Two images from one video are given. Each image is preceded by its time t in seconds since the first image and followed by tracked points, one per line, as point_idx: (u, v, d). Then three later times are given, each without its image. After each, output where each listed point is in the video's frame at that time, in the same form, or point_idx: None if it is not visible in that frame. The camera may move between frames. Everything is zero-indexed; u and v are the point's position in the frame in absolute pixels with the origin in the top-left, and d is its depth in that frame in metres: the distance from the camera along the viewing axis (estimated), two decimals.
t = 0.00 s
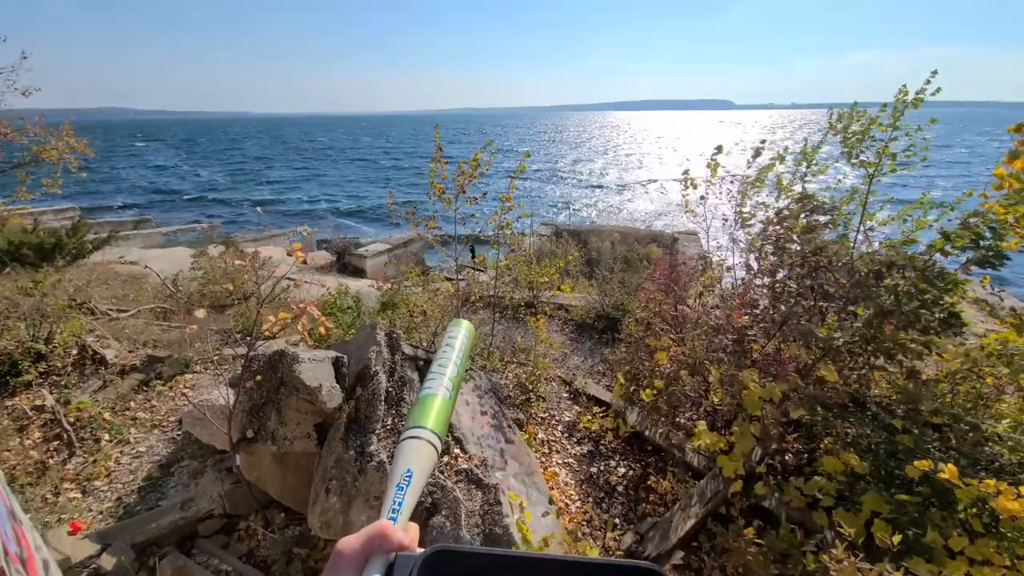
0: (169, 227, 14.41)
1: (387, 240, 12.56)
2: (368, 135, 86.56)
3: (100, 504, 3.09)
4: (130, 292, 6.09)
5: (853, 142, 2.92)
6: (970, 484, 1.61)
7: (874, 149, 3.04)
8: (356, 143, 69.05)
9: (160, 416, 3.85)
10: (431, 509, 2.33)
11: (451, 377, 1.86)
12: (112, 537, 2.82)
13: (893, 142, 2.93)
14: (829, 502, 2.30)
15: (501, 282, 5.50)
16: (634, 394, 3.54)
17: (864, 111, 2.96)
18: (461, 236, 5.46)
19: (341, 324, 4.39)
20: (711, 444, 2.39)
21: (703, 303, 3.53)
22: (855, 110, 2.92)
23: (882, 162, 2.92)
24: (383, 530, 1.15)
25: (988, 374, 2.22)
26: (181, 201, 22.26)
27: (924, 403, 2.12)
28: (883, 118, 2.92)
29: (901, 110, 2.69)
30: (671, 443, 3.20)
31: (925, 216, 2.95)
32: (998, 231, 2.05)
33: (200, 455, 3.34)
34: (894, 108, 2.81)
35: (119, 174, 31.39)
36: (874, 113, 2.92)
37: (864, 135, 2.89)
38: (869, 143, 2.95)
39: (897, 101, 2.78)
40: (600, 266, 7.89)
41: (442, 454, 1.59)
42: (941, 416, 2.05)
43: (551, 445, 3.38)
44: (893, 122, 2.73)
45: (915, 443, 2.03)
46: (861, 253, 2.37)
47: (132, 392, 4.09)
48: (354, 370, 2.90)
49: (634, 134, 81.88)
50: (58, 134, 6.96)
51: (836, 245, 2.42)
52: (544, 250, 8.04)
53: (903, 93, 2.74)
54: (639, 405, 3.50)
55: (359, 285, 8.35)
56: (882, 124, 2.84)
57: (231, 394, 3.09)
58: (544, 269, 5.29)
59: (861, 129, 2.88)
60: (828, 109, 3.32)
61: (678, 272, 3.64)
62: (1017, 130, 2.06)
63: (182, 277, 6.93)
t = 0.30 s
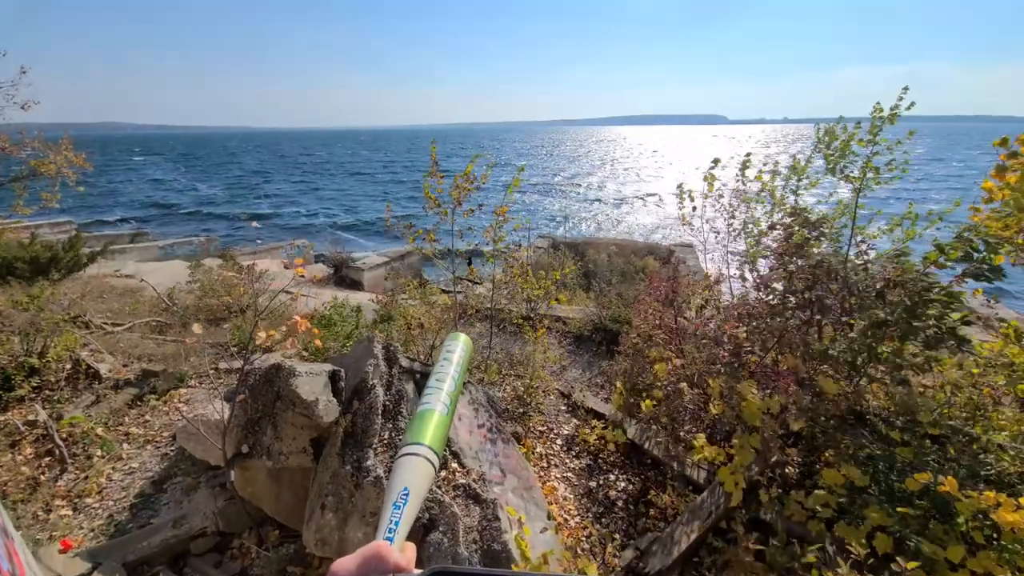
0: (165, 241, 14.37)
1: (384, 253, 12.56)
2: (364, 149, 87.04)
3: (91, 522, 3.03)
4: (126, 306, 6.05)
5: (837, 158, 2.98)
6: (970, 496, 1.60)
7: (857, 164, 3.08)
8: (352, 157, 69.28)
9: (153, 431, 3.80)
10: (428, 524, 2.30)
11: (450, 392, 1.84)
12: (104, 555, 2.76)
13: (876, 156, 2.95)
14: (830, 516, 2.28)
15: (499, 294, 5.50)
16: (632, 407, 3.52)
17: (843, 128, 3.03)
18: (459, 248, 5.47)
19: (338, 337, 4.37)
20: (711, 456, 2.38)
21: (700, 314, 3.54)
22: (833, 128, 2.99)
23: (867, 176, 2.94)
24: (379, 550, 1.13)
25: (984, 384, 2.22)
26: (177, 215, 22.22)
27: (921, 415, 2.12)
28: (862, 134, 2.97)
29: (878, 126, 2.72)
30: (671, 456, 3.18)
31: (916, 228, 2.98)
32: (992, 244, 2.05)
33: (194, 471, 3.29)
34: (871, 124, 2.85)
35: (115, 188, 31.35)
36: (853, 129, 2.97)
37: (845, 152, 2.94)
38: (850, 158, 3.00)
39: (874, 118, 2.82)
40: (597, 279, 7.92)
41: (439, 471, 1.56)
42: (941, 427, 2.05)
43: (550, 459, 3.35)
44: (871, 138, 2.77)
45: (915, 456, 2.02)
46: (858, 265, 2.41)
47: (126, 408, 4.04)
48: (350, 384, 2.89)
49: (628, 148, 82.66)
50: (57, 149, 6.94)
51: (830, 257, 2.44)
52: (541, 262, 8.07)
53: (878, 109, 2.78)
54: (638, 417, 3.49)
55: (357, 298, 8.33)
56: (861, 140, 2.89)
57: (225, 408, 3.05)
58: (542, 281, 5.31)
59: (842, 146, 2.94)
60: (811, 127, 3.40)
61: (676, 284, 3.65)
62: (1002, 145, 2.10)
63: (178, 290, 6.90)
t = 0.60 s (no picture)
0: (159, 253, 14.30)
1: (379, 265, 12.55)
2: (359, 162, 87.29)
3: (80, 540, 2.97)
4: (118, 319, 6.00)
5: (827, 170, 3.02)
6: (968, 506, 1.60)
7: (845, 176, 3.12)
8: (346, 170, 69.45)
9: (145, 446, 3.74)
10: (424, 540, 2.27)
11: (446, 405, 1.83)
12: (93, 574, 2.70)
13: (863, 169, 2.99)
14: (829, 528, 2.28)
15: (495, 306, 5.50)
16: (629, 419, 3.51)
17: (830, 141, 3.06)
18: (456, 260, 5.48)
19: (334, 350, 4.34)
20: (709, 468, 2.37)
21: (696, 326, 3.56)
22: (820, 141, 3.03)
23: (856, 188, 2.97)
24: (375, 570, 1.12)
25: (978, 392, 2.23)
26: (171, 228, 22.15)
27: (917, 425, 2.12)
28: (849, 148, 3.02)
29: (864, 140, 2.76)
30: (668, 468, 3.16)
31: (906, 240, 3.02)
32: (983, 254, 2.07)
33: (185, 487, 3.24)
34: (857, 138, 2.89)
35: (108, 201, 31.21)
36: (839, 142, 3.02)
37: (834, 165, 2.98)
38: (839, 171, 3.04)
39: (859, 131, 2.86)
40: (593, 290, 7.94)
41: (435, 488, 1.56)
42: (937, 437, 2.05)
43: (547, 473, 3.33)
44: (859, 152, 2.81)
45: (912, 466, 2.02)
46: (852, 275, 2.45)
47: (117, 423, 3.98)
48: (346, 397, 2.87)
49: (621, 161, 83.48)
50: (52, 162, 6.90)
51: (824, 268, 2.47)
52: (537, 274, 8.09)
53: (863, 123, 2.83)
54: (635, 429, 3.48)
55: (352, 310, 8.30)
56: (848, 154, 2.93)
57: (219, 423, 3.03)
58: (538, 292, 5.32)
59: (830, 159, 2.97)
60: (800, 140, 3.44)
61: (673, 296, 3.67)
62: (986, 159, 2.13)
63: (171, 303, 6.85)
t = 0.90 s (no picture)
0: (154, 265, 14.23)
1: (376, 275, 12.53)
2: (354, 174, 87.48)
3: (70, 556, 2.92)
4: (112, 331, 5.95)
5: (822, 181, 3.04)
6: (967, 515, 1.60)
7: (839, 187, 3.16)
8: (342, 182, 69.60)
9: (137, 460, 3.69)
10: (420, 554, 2.25)
11: (444, 417, 1.93)
12: None
13: (858, 180, 3.03)
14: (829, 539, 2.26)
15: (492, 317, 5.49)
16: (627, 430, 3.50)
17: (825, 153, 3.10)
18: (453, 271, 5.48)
19: (331, 362, 4.32)
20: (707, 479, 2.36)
21: (693, 336, 3.56)
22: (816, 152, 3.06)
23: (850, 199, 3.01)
24: None
25: (974, 402, 2.24)
26: (167, 239, 22.07)
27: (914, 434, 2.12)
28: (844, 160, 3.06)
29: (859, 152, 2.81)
30: (667, 480, 3.15)
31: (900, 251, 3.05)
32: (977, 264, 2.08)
33: (177, 501, 3.19)
34: (853, 149, 2.94)
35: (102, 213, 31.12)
36: (835, 154, 3.05)
37: (830, 176, 2.99)
38: (834, 182, 3.06)
39: (856, 143, 2.91)
40: (590, 300, 7.96)
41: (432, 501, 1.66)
42: (935, 446, 2.05)
43: (545, 485, 3.31)
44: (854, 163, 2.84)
45: (911, 476, 2.02)
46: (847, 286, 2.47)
47: (109, 436, 3.93)
48: (342, 409, 2.83)
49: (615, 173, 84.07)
50: (49, 174, 6.89)
51: (817, 281, 2.51)
52: (534, 284, 8.09)
53: (859, 135, 2.89)
54: (632, 440, 3.47)
55: (349, 321, 8.27)
56: (844, 165, 2.97)
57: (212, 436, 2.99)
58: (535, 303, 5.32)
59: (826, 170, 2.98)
60: (794, 151, 3.48)
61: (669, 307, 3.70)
62: (976, 168, 2.16)
63: (166, 315, 6.80)
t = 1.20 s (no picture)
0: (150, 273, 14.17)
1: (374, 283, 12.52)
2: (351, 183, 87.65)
3: (63, 568, 2.88)
4: (108, 340, 5.91)
5: (818, 190, 3.05)
6: (966, 523, 1.59)
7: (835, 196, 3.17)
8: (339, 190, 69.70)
9: (131, 470, 3.66)
10: (418, 565, 2.20)
11: (440, 428, 1.92)
12: None
13: (853, 188, 3.05)
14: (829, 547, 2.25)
15: (490, 325, 5.49)
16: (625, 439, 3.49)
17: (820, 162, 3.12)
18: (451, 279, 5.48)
19: (328, 370, 4.30)
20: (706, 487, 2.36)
21: (690, 343, 3.57)
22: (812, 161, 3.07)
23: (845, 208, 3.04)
24: None
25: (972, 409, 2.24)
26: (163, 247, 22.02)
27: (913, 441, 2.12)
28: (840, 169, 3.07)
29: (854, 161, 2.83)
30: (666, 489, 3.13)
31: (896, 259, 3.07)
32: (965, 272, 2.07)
33: (172, 512, 3.16)
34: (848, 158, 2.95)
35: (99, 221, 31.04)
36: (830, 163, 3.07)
37: (827, 184, 2.99)
38: (831, 190, 3.07)
39: (850, 152, 2.93)
40: (588, 308, 7.97)
41: (427, 514, 1.66)
42: (933, 453, 2.05)
43: (544, 494, 3.29)
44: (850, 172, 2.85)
45: (910, 483, 2.01)
46: (842, 293, 2.49)
47: (103, 445, 3.89)
48: (339, 418, 2.82)
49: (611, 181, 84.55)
50: (47, 183, 6.86)
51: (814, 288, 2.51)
52: (532, 292, 8.11)
53: (854, 144, 2.91)
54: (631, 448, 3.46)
55: (346, 329, 8.26)
56: (840, 174, 2.98)
57: (208, 445, 2.97)
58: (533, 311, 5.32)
59: (823, 179, 2.98)
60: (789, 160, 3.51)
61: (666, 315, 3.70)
62: (966, 177, 2.17)
63: (162, 323, 6.76)
